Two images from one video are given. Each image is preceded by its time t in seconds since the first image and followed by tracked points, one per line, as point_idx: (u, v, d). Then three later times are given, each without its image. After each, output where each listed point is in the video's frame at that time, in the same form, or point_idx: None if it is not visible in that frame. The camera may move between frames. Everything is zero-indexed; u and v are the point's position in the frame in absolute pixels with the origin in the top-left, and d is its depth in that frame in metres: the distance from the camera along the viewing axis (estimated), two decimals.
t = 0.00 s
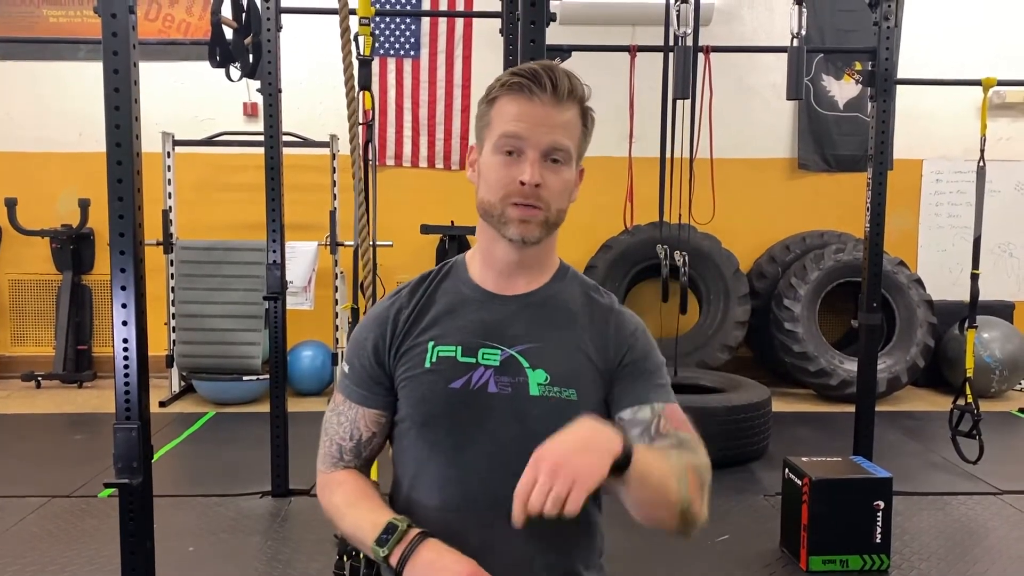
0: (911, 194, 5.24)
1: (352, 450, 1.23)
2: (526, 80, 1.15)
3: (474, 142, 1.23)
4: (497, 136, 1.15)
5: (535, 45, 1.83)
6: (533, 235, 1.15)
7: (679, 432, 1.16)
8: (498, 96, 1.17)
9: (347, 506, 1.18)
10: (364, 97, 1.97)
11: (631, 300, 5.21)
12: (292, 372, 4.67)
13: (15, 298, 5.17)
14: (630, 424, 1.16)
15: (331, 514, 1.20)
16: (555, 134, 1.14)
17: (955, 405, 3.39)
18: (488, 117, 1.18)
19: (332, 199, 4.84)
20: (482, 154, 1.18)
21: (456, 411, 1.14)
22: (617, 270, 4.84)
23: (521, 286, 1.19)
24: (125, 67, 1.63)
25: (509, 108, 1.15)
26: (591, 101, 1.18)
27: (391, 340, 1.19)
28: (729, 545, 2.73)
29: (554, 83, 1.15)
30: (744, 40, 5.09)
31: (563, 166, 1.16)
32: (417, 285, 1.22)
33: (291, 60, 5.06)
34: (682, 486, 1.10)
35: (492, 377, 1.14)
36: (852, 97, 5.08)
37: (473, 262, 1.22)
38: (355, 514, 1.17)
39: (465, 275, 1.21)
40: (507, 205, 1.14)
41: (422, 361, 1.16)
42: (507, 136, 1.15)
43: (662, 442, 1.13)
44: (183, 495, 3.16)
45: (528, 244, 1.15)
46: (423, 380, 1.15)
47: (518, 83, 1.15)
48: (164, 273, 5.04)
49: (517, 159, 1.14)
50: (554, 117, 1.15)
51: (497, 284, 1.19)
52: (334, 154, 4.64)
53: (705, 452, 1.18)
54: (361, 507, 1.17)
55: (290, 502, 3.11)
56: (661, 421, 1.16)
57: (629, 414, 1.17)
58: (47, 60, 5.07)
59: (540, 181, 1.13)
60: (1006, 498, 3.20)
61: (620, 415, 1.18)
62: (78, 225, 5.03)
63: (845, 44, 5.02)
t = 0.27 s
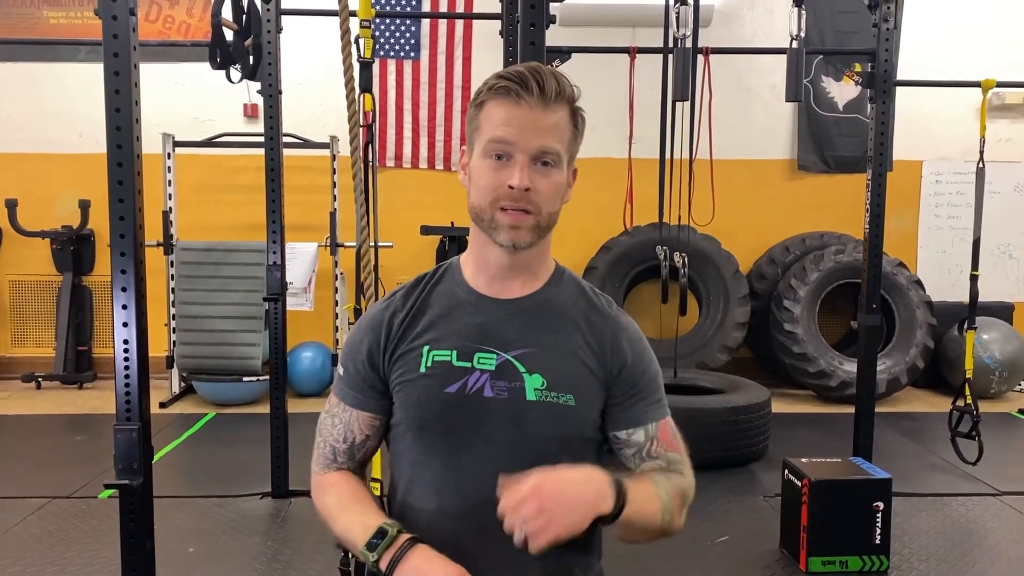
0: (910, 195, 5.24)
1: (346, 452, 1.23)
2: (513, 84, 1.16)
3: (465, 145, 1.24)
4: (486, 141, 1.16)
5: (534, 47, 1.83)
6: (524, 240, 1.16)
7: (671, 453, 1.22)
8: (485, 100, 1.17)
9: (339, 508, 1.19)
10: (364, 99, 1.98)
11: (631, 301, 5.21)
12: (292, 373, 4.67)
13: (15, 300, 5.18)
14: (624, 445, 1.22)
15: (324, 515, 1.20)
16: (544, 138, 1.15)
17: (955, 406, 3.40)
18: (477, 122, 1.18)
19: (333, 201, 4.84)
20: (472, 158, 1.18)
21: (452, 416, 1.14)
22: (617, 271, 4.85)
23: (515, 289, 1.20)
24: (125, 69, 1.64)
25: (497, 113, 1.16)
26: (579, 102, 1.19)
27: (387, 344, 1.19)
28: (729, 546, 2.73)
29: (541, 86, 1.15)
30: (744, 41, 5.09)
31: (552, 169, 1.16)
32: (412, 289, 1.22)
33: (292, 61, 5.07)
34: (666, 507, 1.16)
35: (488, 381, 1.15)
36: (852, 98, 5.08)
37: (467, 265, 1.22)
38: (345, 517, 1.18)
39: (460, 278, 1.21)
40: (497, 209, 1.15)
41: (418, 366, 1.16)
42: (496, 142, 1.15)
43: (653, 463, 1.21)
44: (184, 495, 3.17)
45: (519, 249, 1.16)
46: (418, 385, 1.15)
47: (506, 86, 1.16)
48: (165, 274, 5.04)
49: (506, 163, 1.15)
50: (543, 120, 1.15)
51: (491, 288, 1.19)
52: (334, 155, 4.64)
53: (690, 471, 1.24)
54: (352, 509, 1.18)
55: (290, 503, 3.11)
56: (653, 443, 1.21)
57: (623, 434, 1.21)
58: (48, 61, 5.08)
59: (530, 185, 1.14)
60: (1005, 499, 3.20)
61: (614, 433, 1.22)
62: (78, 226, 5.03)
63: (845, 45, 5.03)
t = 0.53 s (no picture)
0: (911, 196, 5.24)
1: (345, 452, 1.22)
2: (516, 86, 1.16)
3: (467, 148, 1.24)
4: (489, 144, 1.16)
5: (535, 48, 1.83)
6: (529, 244, 1.16)
7: (680, 447, 1.22)
8: (487, 104, 1.17)
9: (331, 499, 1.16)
10: (364, 101, 1.98)
11: (631, 302, 5.21)
12: (292, 374, 4.67)
13: (16, 300, 5.18)
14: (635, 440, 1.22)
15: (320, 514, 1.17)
16: (547, 140, 1.15)
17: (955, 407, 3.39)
18: (479, 125, 1.18)
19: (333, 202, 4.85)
20: (475, 162, 1.18)
21: (456, 416, 1.15)
22: (617, 272, 4.85)
23: (518, 290, 1.20)
24: (126, 70, 1.64)
25: (499, 116, 1.16)
26: (580, 103, 1.19)
27: (390, 346, 1.19)
28: (729, 547, 2.73)
29: (543, 89, 1.16)
30: (744, 42, 5.10)
31: (555, 171, 1.16)
32: (415, 290, 1.22)
33: (292, 62, 5.07)
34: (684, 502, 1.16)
35: (493, 382, 1.15)
36: (852, 99, 5.09)
37: (469, 266, 1.22)
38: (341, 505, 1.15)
39: (462, 280, 1.21)
40: (501, 212, 1.15)
41: (423, 368, 1.16)
42: (499, 145, 1.15)
43: (665, 456, 1.21)
44: (184, 496, 3.17)
45: (524, 252, 1.16)
46: (422, 386, 1.15)
47: (507, 90, 1.16)
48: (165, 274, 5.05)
49: (510, 166, 1.15)
50: (545, 123, 1.15)
51: (494, 289, 1.19)
52: (334, 156, 4.64)
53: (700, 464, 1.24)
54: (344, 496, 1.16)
55: (290, 504, 3.11)
56: (664, 436, 1.21)
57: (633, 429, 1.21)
58: (49, 61, 5.08)
59: (534, 188, 1.14)
60: (1006, 499, 3.20)
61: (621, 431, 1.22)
62: (78, 226, 5.04)
63: (845, 46, 5.03)
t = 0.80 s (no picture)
0: (911, 196, 5.24)
1: (331, 420, 1.18)
2: (516, 88, 1.15)
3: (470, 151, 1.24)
4: (492, 148, 1.16)
5: (535, 48, 1.83)
6: (533, 246, 1.16)
7: (667, 462, 1.23)
8: (489, 105, 1.17)
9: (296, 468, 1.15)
10: (365, 101, 1.97)
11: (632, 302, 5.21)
12: (292, 374, 4.67)
13: (16, 301, 5.18)
14: (624, 452, 1.23)
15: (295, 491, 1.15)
16: (549, 141, 1.14)
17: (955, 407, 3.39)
18: (481, 127, 1.18)
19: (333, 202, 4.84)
20: (478, 164, 1.18)
21: (464, 415, 1.15)
22: (617, 272, 4.85)
23: (526, 290, 1.19)
24: (125, 70, 1.64)
25: (502, 117, 1.15)
26: (583, 103, 1.18)
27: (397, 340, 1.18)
28: (729, 548, 2.73)
29: (544, 90, 1.15)
30: (744, 42, 5.10)
31: (559, 171, 1.16)
32: (425, 284, 1.22)
33: (292, 62, 5.07)
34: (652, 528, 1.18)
35: (500, 381, 1.15)
36: (852, 99, 5.09)
37: (478, 262, 1.22)
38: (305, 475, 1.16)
39: (471, 276, 1.21)
40: (505, 217, 1.15)
41: (432, 361, 1.16)
42: (501, 148, 1.15)
43: (650, 470, 1.22)
44: (184, 497, 3.16)
45: (529, 255, 1.16)
46: (431, 383, 1.15)
47: (508, 91, 1.15)
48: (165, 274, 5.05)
49: (513, 169, 1.15)
50: (548, 124, 1.15)
51: (502, 288, 1.19)
52: (334, 156, 4.64)
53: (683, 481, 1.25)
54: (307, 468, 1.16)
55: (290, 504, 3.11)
56: (652, 451, 1.22)
57: (624, 441, 1.22)
58: (49, 62, 5.08)
59: (536, 191, 1.14)
60: (1006, 500, 3.20)
61: (616, 439, 1.22)
62: (78, 227, 5.04)
63: (845, 46, 5.03)
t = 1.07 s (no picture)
0: (911, 196, 5.24)
1: (348, 446, 1.22)
2: (535, 88, 1.15)
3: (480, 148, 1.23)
4: (506, 145, 1.15)
5: (536, 48, 1.83)
6: (545, 242, 1.15)
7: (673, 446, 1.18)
8: (504, 103, 1.16)
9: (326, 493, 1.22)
10: (365, 100, 1.97)
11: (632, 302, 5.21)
12: (292, 374, 4.67)
13: (16, 300, 5.18)
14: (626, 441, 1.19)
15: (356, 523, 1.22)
16: (565, 142, 1.14)
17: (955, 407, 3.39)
18: (495, 125, 1.18)
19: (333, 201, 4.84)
20: (490, 162, 1.17)
21: (465, 416, 1.14)
22: (618, 272, 4.85)
23: (528, 290, 1.19)
24: (126, 70, 1.64)
25: (518, 116, 1.15)
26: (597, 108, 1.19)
27: (397, 344, 1.18)
28: (730, 548, 2.73)
29: (562, 90, 1.15)
30: (745, 42, 5.09)
31: (571, 173, 1.16)
32: (422, 288, 1.22)
33: (292, 62, 5.07)
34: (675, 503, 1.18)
35: (501, 382, 1.14)
36: (852, 99, 5.08)
37: (478, 265, 1.22)
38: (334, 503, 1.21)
39: (470, 278, 1.21)
40: (518, 215, 1.15)
41: (432, 365, 1.15)
42: (516, 145, 1.15)
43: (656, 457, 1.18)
44: (184, 497, 3.16)
45: (539, 252, 1.16)
46: (431, 385, 1.15)
47: (526, 91, 1.15)
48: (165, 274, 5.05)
49: (526, 168, 1.14)
50: (564, 125, 1.15)
51: (504, 289, 1.19)
52: (335, 156, 4.64)
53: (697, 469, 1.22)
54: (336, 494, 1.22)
55: (291, 504, 3.10)
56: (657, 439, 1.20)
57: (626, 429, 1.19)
58: (50, 62, 5.08)
59: (550, 191, 1.13)
60: (1007, 500, 3.20)
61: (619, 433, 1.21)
62: (79, 226, 5.04)
63: (845, 46, 5.03)
